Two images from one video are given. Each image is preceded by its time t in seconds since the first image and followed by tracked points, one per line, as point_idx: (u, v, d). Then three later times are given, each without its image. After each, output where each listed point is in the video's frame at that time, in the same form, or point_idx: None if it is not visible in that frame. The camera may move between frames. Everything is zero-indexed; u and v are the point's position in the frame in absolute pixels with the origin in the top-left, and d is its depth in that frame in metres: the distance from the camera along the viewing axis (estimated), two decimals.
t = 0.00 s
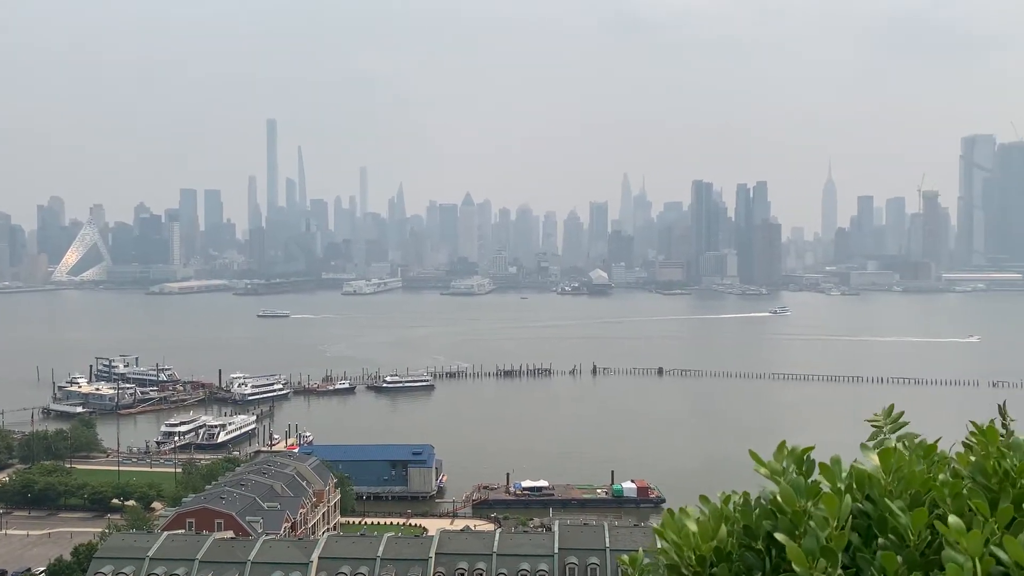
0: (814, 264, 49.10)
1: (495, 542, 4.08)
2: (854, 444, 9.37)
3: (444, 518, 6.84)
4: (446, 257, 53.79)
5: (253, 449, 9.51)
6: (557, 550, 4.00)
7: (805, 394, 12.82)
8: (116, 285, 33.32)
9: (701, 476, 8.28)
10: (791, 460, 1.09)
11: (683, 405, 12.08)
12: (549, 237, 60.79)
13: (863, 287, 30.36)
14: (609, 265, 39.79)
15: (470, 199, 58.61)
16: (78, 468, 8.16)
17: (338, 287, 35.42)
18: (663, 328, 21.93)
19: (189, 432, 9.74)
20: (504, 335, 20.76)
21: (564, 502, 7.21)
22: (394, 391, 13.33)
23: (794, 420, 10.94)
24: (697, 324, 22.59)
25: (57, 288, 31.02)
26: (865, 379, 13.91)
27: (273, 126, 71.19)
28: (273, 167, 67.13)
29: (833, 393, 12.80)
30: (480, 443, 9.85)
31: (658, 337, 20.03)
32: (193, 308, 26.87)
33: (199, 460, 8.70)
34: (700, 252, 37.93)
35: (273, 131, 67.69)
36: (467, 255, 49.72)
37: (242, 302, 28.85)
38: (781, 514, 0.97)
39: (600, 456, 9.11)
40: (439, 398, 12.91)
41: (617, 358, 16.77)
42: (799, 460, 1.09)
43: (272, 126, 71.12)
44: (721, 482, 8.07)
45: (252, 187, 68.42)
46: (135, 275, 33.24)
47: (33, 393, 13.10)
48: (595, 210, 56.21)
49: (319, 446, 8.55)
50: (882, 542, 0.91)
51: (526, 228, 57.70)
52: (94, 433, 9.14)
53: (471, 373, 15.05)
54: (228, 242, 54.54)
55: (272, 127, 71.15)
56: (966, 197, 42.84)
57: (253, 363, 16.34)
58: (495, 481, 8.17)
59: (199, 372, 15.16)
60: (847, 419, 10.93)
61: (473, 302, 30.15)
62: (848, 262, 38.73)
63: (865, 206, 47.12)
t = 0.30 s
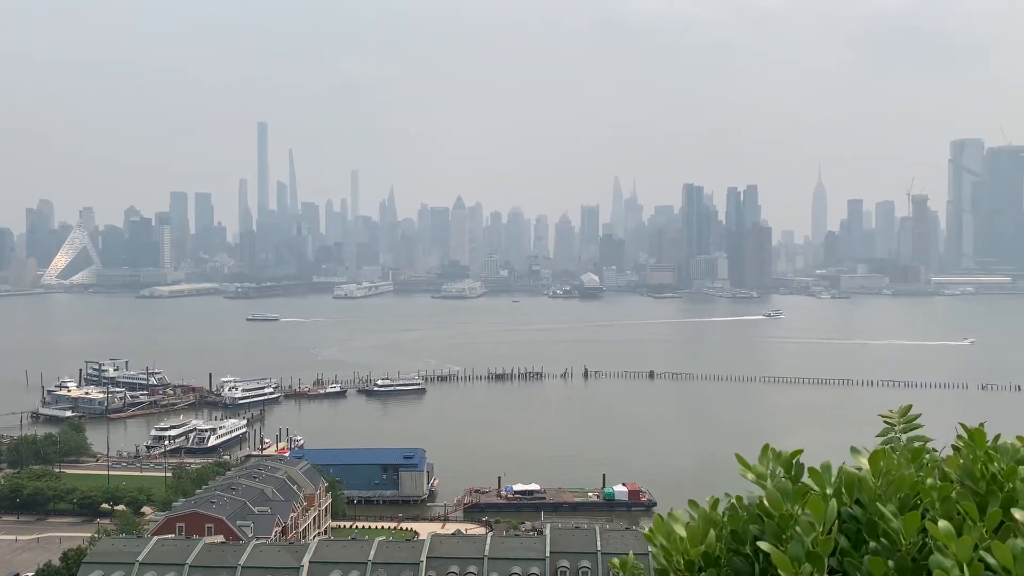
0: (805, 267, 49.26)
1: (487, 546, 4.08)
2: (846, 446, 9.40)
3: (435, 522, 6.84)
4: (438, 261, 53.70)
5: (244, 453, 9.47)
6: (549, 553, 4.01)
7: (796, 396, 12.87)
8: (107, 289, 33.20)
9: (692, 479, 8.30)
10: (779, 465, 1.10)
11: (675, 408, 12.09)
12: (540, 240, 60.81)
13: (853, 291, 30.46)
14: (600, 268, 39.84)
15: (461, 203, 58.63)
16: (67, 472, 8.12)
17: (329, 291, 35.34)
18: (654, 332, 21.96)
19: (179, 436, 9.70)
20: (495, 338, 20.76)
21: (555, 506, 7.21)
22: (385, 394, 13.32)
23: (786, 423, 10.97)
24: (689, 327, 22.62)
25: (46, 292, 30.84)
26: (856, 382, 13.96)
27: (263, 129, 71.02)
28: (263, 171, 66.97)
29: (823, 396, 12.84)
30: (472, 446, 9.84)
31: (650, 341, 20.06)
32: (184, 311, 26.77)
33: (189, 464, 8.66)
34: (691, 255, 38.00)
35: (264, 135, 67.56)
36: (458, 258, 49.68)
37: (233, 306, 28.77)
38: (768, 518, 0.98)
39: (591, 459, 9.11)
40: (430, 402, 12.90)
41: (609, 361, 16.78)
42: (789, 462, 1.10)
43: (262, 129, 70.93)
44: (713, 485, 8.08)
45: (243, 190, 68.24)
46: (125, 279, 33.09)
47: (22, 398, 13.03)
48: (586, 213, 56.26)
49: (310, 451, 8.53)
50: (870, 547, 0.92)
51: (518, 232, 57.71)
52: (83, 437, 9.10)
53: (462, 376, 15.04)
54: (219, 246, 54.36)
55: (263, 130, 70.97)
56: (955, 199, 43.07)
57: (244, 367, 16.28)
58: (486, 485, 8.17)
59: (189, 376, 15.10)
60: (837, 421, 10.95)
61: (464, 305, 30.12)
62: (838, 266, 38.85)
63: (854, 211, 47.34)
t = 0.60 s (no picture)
0: (794, 270, 49.47)
1: (477, 549, 4.08)
2: (835, 447, 9.45)
3: (426, 525, 6.83)
4: (428, 265, 53.67)
5: (233, 457, 9.44)
6: (540, 556, 4.01)
7: (786, 399, 12.93)
8: (95, 292, 33.07)
9: (685, 481, 8.31)
10: (760, 470, 1.11)
11: (666, 411, 12.12)
12: (530, 243, 60.86)
13: (843, 293, 30.61)
14: (591, 272, 39.89)
15: (452, 206, 58.63)
16: (55, 477, 8.08)
17: (320, 294, 35.29)
18: (644, 334, 21.99)
19: (169, 440, 9.67)
20: (486, 341, 20.75)
21: (546, 509, 7.21)
22: (376, 398, 13.29)
23: (776, 425, 11.02)
24: (679, 330, 22.67)
25: (34, 295, 30.68)
26: (845, 384, 14.03)
27: (253, 133, 70.83)
28: (253, 174, 66.81)
29: (813, 398, 12.89)
30: (463, 450, 9.84)
31: (640, 343, 20.09)
32: (173, 315, 26.67)
33: (179, 468, 8.63)
34: (681, 258, 38.12)
35: (254, 138, 67.42)
36: (449, 261, 49.65)
37: (222, 309, 28.68)
38: (744, 522, 0.99)
39: (583, 462, 9.12)
40: (421, 405, 12.89)
41: (599, 364, 16.81)
42: (769, 466, 1.11)
43: (251, 133, 70.75)
44: (703, 487, 8.11)
45: (233, 193, 68.06)
46: (114, 283, 32.94)
47: (10, 402, 12.96)
48: (576, 215, 56.32)
49: (300, 454, 8.51)
50: (846, 549, 0.93)
51: (508, 234, 57.73)
52: (72, 442, 9.06)
53: (453, 379, 15.04)
54: (208, 249, 54.20)
55: (252, 133, 70.79)
56: (943, 203, 43.36)
57: (233, 370, 16.22)
58: (478, 488, 8.16)
59: (178, 379, 15.05)
60: (827, 423, 11.01)
61: (455, 308, 30.12)
62: (827, 268, 39.03)
63: (843, 215, 47.59)
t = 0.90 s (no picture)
0: (783, 271, 49.68)
1: (468, 550, 4.08)
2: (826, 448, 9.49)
3: (416, 527, 6.82)
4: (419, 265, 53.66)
5: (223, 459, 9.41)
6: (530, 558, 4.01)
7: (776, 399, 12.98)
8: (84, 293, 32.89)
9: (675, 482, 8.34)
10: (736, 470, 1.11)
11: (656, 412, 12.14)
12: (521, 244, 60.94)
13: (832, 294, 30.74)
14: (582, 272, 39.95)
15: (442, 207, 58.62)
16: (44, 480, 8.03)
17: (310, 295, 35.21)
18: (635, 335, 22.03)
19: (158, 443, 9.63)
20: (477, 342, 20.76)
21: (537, 510, 7.21)
22: (366, 399, 13.26)
23: (767, 425, 11.05)
24: (669, 331, 22.73)
25: (22, 297, 30.50)
26: (835, 385, 14.10)
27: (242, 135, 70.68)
28: (243, 176, 66.64)
29: (803, 399, 12.95)
30: (454, 451, 9.83)
31: (632, 344, 20.13)
32: (161, 317, 26.57)
33: (168, 471, 8.60)
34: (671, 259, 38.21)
35: (243, 140, 67.23)
36: (440, 262, 49.62)
37: (212, 311, 28.57)
38: (721, 521, 0.99)
39: (574, 463, 9.13)
40: (412, 407, 12.87)
41: (590, 365, 16.83)
42: (749, 466, 1.10)
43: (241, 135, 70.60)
44: (694, 488, 8.13)
45: (222, 196, 67.83)
46: (102, 286, 32.79)
47: None
48: (567, 216, 56.40)
49: (290, 456, 8.49)
50: (823, 548, 0.93)
51: (499, 235, 57.76)
52: (60, 444, 9.00)
53: (443, 381, 15.03)
54: (197, 251, 54.01)
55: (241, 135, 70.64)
56: (930, 205, 43.63)
57: (223, 372, 16.16)
58: (469, 489, 8.16)
59: (167, 381, 14.98)
60: (816, 424, 11.06)
61: (445, 310, 30.12)
62: (817, 269, 39.20)
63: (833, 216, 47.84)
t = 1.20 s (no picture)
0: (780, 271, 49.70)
1: (464, 549, 4.06)
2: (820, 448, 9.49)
3: (412, 525, 6.81)
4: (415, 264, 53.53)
5: (218, 457, 9.38)
6: (525, 556, 4.00)
7: (772, 399, 12.97)
8: (80, 290, 32.72)
9: (669, 482, 8.33)
10: (716, 469, 1.10)
11: (652, 411, 12.12)
12: (518, 242, 60.82)
13: (829, 295, 30.73)
14: (578, 272, 39.88)
15: (440, 206, 58.51)
16: (38, 477, 7.99)
17: (306, 293, 35.04)
18: (632, 335, 21.97)
19: (153, 440, 9.61)
20: (474, 341, 20.71)
21: (533, 509, 7.19)
22: (362, 397, 13.23)
23: (762, 425, 11.04)
24: (666, 331, 22.69)
25: (17, 294, 30.33)
26: (831, 385, 14.10)
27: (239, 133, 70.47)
28: (239, 174, 66.47)
29: (799, 399, 12.95)
30: (449, 450, 9.81)
31: (628, 344, 20.11)
32: (157, 314, 26.43)
33: (164, 468, 8.57)
34: (668, 258, 38.17)
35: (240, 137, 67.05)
36: (437, 261, 49.47)
37: (207, 309, 28.40)
38: (696, 519, 0.99)
39: (568, 463, 9.12)
40: (408, 405, 12.85)
41: (586, 364, 16.80)
42: (728, 463, 1.09)
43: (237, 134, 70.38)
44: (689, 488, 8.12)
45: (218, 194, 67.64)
46: (97, 283, 32.62)
47: None
48: (564, 216, 56.32)
49: (285, 454, 8.47)
50: (797, 547, 0.92)
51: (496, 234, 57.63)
52: (55, 441, 8.96)
53: (439, 379, 15.00)
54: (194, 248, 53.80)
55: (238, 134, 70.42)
56: (927, 206, 43.65)
57: (218, 370, 16.10)
58: (464, 488, 8.15)
59: (163, 379, 14.93)
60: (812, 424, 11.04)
61: (441, 309, 30.05)
62: (813, 269, 39.19)
63: (829, 217, 47.85)
